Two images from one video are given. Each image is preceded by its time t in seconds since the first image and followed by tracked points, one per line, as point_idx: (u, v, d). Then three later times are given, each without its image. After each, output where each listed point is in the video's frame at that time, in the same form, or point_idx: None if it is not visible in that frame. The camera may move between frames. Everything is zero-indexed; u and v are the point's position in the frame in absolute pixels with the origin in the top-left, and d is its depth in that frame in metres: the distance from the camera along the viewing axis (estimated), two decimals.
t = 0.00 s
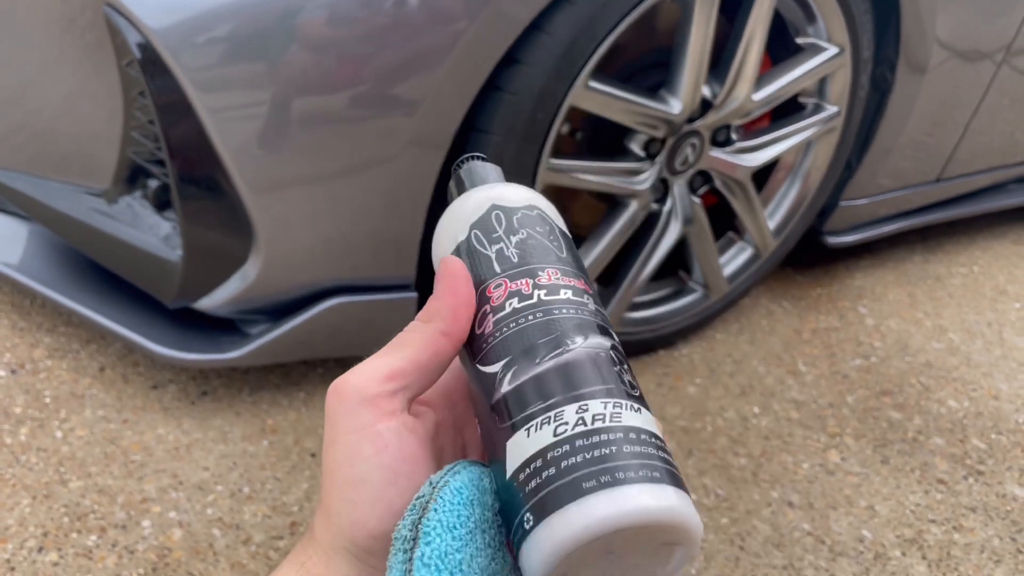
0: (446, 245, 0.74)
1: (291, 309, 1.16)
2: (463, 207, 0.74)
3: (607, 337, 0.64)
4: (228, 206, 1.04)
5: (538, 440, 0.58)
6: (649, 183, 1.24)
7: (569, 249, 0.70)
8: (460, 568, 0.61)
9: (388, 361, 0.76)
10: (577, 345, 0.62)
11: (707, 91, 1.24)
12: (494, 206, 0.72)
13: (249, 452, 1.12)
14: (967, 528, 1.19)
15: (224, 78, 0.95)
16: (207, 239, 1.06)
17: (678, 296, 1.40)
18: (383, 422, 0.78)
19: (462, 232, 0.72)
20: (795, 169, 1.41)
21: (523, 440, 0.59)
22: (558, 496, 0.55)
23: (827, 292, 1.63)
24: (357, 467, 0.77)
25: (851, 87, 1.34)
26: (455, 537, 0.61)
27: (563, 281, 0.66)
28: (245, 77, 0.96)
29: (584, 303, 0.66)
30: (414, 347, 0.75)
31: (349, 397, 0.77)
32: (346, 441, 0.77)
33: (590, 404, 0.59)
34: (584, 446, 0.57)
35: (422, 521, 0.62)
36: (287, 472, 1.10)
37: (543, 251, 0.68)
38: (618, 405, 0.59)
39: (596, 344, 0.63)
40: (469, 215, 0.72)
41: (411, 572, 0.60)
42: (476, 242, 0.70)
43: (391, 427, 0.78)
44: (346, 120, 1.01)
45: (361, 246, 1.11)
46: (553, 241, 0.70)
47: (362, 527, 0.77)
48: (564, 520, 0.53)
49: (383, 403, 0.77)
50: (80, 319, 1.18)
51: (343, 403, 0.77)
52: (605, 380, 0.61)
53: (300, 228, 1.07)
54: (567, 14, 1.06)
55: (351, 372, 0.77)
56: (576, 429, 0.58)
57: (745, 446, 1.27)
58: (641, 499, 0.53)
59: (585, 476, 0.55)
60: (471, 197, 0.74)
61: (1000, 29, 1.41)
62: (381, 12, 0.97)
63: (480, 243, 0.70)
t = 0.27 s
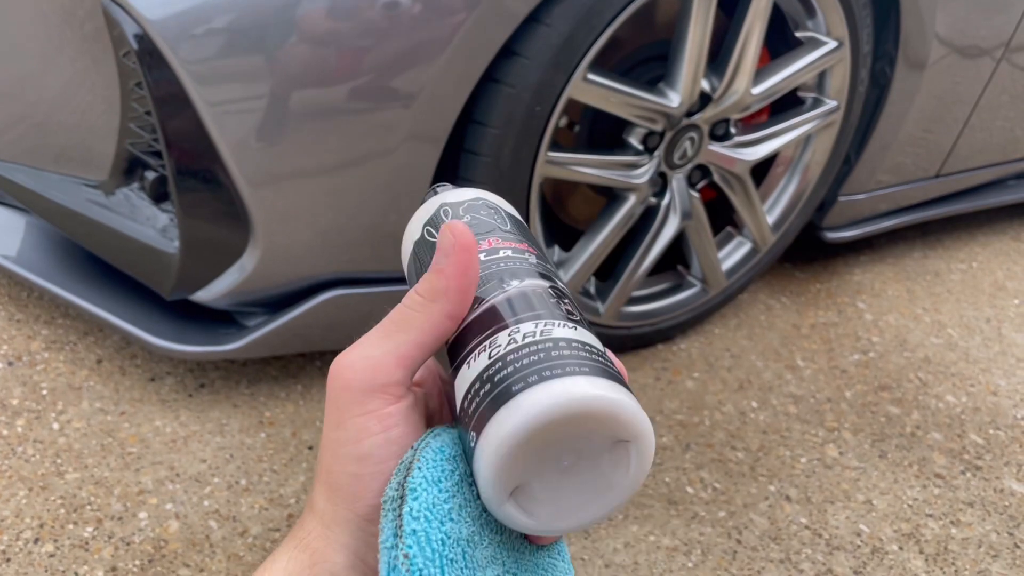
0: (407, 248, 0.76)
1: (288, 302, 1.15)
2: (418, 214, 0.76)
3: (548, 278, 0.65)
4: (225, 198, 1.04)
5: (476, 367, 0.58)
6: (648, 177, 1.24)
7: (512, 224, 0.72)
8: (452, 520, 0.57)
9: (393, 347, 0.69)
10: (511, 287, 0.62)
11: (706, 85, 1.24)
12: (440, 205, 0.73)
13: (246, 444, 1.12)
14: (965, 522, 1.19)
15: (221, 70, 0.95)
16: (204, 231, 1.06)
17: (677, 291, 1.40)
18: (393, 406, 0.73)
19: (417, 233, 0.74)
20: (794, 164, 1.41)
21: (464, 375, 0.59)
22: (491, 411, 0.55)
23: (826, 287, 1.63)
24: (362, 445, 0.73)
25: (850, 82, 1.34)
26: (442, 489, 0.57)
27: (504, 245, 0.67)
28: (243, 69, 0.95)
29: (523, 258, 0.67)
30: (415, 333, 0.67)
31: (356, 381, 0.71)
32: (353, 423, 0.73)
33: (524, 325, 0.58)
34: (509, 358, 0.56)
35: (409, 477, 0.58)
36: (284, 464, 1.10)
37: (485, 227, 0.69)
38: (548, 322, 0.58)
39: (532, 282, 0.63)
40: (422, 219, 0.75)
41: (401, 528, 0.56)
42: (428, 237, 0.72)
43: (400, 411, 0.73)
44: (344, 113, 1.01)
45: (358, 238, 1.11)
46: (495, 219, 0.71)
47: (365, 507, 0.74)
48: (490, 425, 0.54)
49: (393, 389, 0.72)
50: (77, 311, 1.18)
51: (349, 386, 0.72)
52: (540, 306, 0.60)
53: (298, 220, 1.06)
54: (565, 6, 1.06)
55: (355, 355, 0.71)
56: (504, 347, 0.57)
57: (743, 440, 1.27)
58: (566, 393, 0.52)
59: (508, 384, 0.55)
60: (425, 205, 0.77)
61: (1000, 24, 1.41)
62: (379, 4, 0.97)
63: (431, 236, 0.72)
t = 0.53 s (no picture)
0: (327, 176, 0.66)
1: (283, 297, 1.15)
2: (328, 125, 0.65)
3: (464, 252, 0.55)
4: (219, 192, 1.03)
5: (405, 410, 0.53)
6: (646, 172, 1.23)
7: (420, 149, 0.59)
8: (388, 531, 0.55)
9: (330, 338, 0.65)
10: (425, 284, 0.55)
11: (705, 80, 1.23)
12: (342, 131, 0.62)
13: (240, 440, 1.11)
14: (963, 521, 1.18)
15: (216, 63, 0.94)
16: (198, 225, 1.05)
17: (674, 287, 1.39)
18: (342, 394, 0.69)
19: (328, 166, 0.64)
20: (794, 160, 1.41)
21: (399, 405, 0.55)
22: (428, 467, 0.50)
23: (825, 284, 1.62)
24: (309, 429, 0.71)
25: (850, 78, 1.33)
26: (375, 499, 0.55)
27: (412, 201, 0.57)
28: (238, 62, 0.95)
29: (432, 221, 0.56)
30: (344, 325, 0.62)
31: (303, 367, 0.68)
32: (301, 404, 0.70)
33: (441, 351, 0.52)
34: (433, 407, 0.50)
35: (341, 487, 0.56)
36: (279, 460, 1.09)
37: (392, 173, 0.58)
38: (466, 341, 0.51)
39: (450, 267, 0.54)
40: (330, 143, 0.64)
41: (334, 548, 0.54)
42: (337, 181, 0.63)
43: (350, 401, 0.70)
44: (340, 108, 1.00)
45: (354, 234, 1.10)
46: (400, 147, 0.59)
47: (311, 486, 0.72)
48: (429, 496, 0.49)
49: (341, 378, 0.68)
50: (72, 306, 1.17)
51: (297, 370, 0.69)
52: (455, 316, 0.52)
53: (293, 215, 1.06)
54: None
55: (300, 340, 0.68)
56: (427, 390, 0.51)
57: (740, 438, 1.26)
58: (501, 453, 0.46)
59: (438, 446, 0.49)
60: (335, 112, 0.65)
61: (1001, 20, 1.40)
62: None
63: (339, 182, 0.62)
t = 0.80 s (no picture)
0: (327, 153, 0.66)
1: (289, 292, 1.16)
2: (331, 104, 0.63)
3: (465, 284, 0.55)
4: (227, 188, 1.04)
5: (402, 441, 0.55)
6: (648, 170, 1.24)
7: (423, 156, 0.58)
8: (354, 535, 0.58)
9: (326, 344, 0.67)
10: (422, 313, 0.56)
11: (707, 78, 1.24)
12: (343, 121, 0.61)
13: (246, 433, 1.12)
14: (961, 516, 1.20)
15: (223, 61, 0.95)
16: (206, 221, 1.07)
17: (675, 284, 1.41)
18: (334, 393, 0.72)
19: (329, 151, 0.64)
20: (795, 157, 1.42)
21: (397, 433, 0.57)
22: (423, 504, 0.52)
23: (825, 282, 1.63)
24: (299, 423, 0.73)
25: (851, 77, 1.34)
26: (346, 501, 0.59)
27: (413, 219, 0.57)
28: (244, 60, 0.96)
29: (433, 243, 0.57)
30: (339, 332, 0.65)
31: (297, 367, 0.71)
32: (292, 400, 0.73)
33: (437, 394, 0.54)
34: (431, 448, 0.53)
35: (314, 488, 0.60)
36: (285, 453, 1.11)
37: (391, 181, 0.58)
38: (463, 386, 0.53)
39: (444, 300, 0.55)
40: (331, 127, 0.63)
41: (301, 548, 0.57)
42: (339, 172, 0.63)
43: (342, 399, 0.73)
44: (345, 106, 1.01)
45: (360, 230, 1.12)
46: (404, 154, 0.58)
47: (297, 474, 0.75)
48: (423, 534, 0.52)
49: (335, 379, 0.71)
50: (81, 301, 1.19)
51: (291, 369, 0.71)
52: (452, 355, 0.54)
53: (298, 212, 1.07)
54: None
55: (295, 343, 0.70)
56: (424, 429, 0.54)
57: (741, 433, 1.27)
58: (499, 505, 0.49)
59: (433, 488, 0.52)
60: (338, 90, 0.63)
61: (1002, 19, 1.41)
62: None
63: (340, 175, 0.62)
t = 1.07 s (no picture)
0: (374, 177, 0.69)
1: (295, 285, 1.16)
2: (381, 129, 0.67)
3: (467, 284, 0.56)
4: (233, 181, 1.04)
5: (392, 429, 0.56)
6: (654, 165, 1.24)
7: (449, 170, 0.60)
8: (363, 516, 0.58)
9: (338, 309, 0.70)
10: (423, 309, 0.56)
11: (713, 74, 1.24)
12: (387, 139, 0.64)
13: (252, 426, 1.12)
14: (965, 512, 1.20)
15: (229, 54, 0.95)
16: (212, 213, 1.07)
17: (680, 280, 1.40)
18: (344, 371, 0.74)
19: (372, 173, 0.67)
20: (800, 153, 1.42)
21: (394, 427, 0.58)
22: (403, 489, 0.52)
23: (829, 278, 1.63)
24: (312, 402, 0.74)
25: (857, 73, 1.34)
26: (356, 483, 0.59)
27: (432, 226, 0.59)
28: (250, 53, 0.96)
29: (445, 247, 0.58)
30: (352, 293, 0.68)
31: (311, 342, 0.74)
32: (306, 380, 0.74)
33: (426, 382, 0.54)
34: (416, 433, 0.53)
35: (327, 469, 0.60)
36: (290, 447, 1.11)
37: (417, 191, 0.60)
38: (450, 376, 0.53)
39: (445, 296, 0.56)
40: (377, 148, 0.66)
41: (310, 525, 0.57)
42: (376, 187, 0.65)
43: (351, 378, 0.74)
44: (351, 99, 1.01)
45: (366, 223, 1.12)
46: (432, 168, 0.61)
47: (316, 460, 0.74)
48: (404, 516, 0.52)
49: (344, 351, 0.73)
50: (87, 292, 1.19)
51: (306, 346, 0.74)
52: (444, 348, 0.54)
53: (305, 205, 1.07)
54: None
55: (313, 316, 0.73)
56: (412, 415, 0.54)
57: (745, 429, 1.27)
58: (471, 490, 0.48)
59: (413, 471, 0.52)
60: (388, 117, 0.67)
61: (1008, 16, 1.40)
62: None
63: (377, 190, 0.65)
